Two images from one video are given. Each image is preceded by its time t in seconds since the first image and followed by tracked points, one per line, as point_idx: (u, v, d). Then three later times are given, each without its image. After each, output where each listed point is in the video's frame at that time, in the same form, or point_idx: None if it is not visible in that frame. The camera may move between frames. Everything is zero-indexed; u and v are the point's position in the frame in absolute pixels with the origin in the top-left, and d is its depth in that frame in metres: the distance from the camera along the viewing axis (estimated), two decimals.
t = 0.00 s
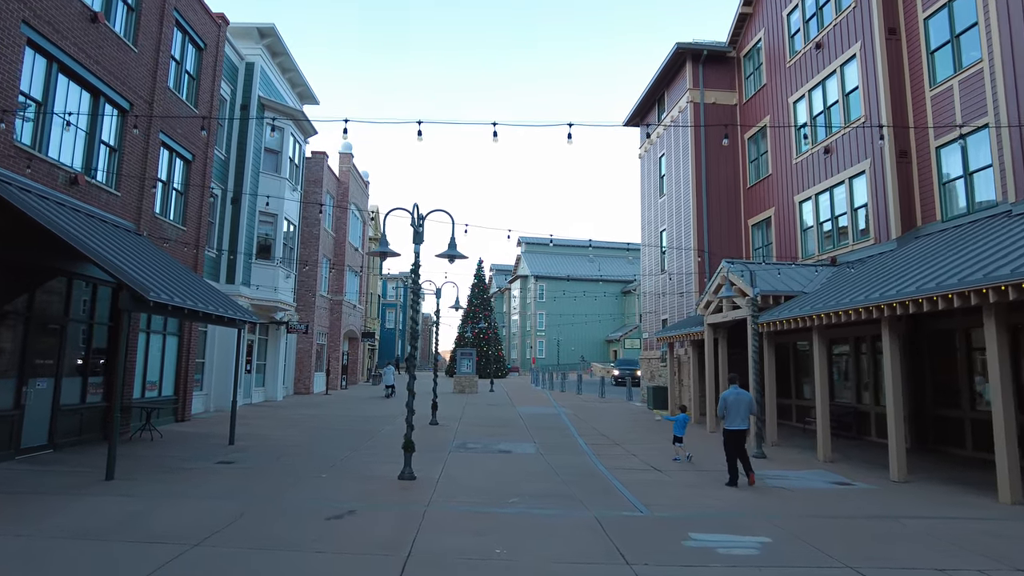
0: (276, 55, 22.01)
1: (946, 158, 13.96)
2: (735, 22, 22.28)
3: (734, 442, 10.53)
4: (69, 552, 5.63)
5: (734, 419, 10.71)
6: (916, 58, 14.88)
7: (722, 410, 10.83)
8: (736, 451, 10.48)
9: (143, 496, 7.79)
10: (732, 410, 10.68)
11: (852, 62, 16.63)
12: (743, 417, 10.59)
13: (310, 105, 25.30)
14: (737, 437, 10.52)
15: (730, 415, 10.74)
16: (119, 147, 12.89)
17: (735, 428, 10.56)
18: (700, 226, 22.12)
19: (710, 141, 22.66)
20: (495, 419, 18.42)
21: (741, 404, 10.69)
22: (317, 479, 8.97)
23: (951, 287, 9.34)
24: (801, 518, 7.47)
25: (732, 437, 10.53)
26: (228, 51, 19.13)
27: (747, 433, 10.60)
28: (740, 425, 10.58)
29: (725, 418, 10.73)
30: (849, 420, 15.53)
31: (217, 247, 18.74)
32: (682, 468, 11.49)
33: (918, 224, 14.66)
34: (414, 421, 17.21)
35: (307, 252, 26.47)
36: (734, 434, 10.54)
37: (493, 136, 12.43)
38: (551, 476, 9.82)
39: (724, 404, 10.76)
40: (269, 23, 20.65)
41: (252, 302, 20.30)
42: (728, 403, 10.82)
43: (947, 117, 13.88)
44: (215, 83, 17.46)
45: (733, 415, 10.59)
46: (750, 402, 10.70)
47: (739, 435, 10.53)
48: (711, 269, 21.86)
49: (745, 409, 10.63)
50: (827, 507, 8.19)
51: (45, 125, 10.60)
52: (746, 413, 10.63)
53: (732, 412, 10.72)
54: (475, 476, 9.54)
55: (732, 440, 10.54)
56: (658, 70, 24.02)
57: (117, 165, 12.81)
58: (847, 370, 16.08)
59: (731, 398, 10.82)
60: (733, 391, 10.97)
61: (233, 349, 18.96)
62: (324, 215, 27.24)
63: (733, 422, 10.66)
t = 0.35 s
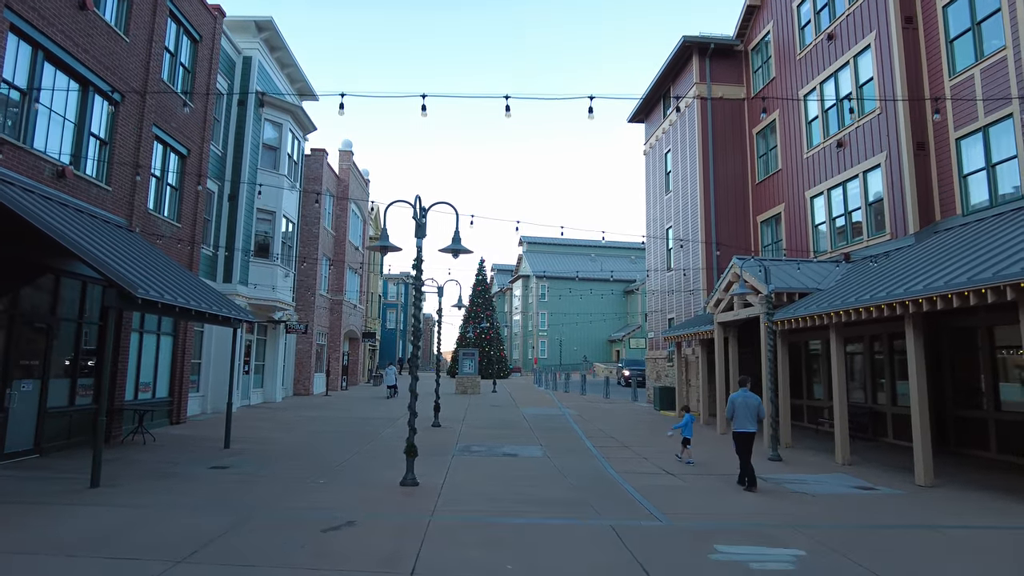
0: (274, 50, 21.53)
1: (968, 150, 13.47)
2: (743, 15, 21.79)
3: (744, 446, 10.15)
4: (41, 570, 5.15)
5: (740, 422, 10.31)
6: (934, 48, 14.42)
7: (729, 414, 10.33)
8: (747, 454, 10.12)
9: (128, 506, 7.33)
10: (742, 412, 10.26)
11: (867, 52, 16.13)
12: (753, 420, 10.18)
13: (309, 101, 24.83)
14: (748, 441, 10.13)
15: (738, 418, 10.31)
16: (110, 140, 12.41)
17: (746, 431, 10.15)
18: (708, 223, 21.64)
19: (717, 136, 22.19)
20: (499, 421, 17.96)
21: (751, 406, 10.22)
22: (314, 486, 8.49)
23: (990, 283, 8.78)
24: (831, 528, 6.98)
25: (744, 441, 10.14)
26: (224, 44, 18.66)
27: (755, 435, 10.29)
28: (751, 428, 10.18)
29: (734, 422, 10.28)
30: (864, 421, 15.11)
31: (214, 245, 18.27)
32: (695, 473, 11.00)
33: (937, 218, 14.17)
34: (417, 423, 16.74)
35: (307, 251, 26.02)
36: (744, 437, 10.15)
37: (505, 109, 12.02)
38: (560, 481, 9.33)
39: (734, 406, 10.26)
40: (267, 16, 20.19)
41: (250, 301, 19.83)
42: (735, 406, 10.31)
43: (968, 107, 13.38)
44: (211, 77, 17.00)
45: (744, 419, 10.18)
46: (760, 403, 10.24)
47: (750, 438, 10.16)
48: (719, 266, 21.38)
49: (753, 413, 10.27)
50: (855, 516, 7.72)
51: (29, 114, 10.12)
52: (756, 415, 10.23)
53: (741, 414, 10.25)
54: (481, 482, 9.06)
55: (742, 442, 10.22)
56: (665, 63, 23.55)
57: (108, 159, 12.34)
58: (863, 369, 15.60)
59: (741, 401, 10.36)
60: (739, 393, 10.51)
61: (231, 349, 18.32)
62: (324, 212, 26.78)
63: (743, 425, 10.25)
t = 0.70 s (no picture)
0: (270, 46, 21.08)
1: (989, 136, 12.98)
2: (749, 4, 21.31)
3: (755, 444, 9.86)
4: None
5: (755, 418, 9.97)
6: (951, 31, 13.91)
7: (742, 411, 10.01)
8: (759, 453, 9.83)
9: (114, 523, 6.84)
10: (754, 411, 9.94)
11: (879, 38, 15.65)
12: (768, 417, 9.94)
13: (306, 99, 24.39)
14: (761, 439, 9.83)
15: (751, 416, 10.00)
16: (98, 138, 11.95)
17: (761, 429, 9.87)
18: (716, 216, 21.20)
19: (723, 128, 21.73)
20: (506, 422, 17.50)
21: (765, 403, 10.01)
22: (314, 498, 7.99)
23: None
24: (869, 538, 6.48)
25: (754, 439, 9.87)
26: (218, 40, 18.22)
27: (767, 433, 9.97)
28: (765, 425, 9.91)
29: (747, 419, 9.98)
30: (884, 421, 14.66)
31: (210, 246, 17.82)
32: (712, 476, 10.52)
33: (956, 207, 13.70)
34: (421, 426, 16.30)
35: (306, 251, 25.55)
36: (754, 436, 9.90)
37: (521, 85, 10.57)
38: (573, 488, 8.86)
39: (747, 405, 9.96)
40: (261, 11, 19.71)
41: (249, 303, 19.39)
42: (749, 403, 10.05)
43: (988, 91, 12.89)
44: (204, 73, 16.52)
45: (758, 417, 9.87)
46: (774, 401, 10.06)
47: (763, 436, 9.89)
48: (728, 261, 20.93)
49: (767, 411, 9.99)
50: (890, 523, 7.24)
51: (9, 112, 9.65)
52: (769, 413, 10.01)
53: (754, 411, 9.99)
54: (490, 491, 8.58)
55: (753, 440, 9.93)
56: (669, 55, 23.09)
57: (95, 157, 11.88)
58: (880, 365, 15.17)
59: (753, 399, 10.04)
60: (751, 391, 10.20)
61: (229, 353, 17.85)
62: (323, 212, 26.38)
63: (756, 423, 9.96)
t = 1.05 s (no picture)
0: (270, 39, 20.63)
1: (1016, 125, 12.50)
2: None
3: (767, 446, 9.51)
4: None
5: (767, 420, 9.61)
6: (974, 18, 13.45)
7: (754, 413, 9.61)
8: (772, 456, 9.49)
9: (101, 533, 6.39)
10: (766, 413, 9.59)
11: (897, 26, 15.16)
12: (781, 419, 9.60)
13: (307, 94, 23.95)
14: (773, 441, 9.48)
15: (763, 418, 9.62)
16: (91, 129, 11.51)
17: (773, 431, 9.52)
18: (726, 212, 20.75)
19: (733, 122, 21.27)
20: (513, 423, 17.04)
21: (778, 404, 9.68)
22: (314, 505, 7.53)
23: None
24: (912, 549, 6.01)
25: (766, 442, 9.54)
26: (217, 32, 17.80)
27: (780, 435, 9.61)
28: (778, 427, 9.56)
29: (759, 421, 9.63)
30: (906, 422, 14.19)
31: (209, 244, 17.39)
32: (732, 479, 10.06)
33: (980, 199, 13.21)
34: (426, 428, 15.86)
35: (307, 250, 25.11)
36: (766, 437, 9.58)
37: (550, 42, 9.63)
38: (588, 494, 8.39)
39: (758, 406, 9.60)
40: (261, 3, 19.25)
41: (249, 302, 18.97)
42: (761, 404, 9.72)
43: (1015, 79, 12.41)
44: (202, 64, 16.08)
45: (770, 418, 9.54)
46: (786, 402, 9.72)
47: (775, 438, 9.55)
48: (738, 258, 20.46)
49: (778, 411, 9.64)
50: (930, 532, 6.77)
51: None
52: (782, 415, 9.66)
53: (767, 414, 9.64)
54: (500, 497, 8.12)
55: (766, 443, 9.58)
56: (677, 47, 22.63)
57: (88, 150, 11.45)
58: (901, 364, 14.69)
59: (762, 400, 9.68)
60: (761, 392, 9.81)
61: (229, 353, 17.42)
62: (325, 210, 25.96)
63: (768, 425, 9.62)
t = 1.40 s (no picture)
0: (268, 33, 20.20)
1: None
2: None
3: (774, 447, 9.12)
4: None
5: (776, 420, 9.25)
6: (996, 5, 13.00)
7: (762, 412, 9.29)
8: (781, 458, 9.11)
9: (81, 548, 5.93)
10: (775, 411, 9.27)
11: (914, 15, 14.68)
12: (788, 419, 9.25)
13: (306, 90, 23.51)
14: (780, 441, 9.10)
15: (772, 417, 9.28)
16: (80, 121, 11.07)
17: (780, 432, 9.14)
18: (734, 209, 20.28)
19: (742, 116, 20.81)
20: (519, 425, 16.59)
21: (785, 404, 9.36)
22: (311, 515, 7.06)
23: None
24: (960, 564, 5.53)
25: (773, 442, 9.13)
26: (213, 25, 17.36)
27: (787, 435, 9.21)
28: (785, 428, 9.20)
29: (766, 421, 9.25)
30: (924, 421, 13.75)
31: (205, 242, 16.95)
32: (750, 483, 9.59)
33: (1003, 192, 12.74)
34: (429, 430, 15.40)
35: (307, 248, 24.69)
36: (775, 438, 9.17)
37: None
38: (601, 501, 7.92)
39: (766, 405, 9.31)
40: None
41: (247, 302, 18.54)
42: (768, 403, 9.36)
43: None
44: (198, 57, 15.64)
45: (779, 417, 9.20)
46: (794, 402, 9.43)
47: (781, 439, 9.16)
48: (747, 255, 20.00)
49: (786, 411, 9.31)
50: (973, 543, 6.30)
51: None
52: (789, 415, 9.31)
53: (774, 413, 9.27)
54: (509, 504, 7.65)
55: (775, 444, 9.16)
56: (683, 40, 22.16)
57: (78, 143, 11.01)
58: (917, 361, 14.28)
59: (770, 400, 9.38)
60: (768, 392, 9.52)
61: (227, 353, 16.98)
62: (325, 208, 25.53)
63: (775, 425, 9.23)
